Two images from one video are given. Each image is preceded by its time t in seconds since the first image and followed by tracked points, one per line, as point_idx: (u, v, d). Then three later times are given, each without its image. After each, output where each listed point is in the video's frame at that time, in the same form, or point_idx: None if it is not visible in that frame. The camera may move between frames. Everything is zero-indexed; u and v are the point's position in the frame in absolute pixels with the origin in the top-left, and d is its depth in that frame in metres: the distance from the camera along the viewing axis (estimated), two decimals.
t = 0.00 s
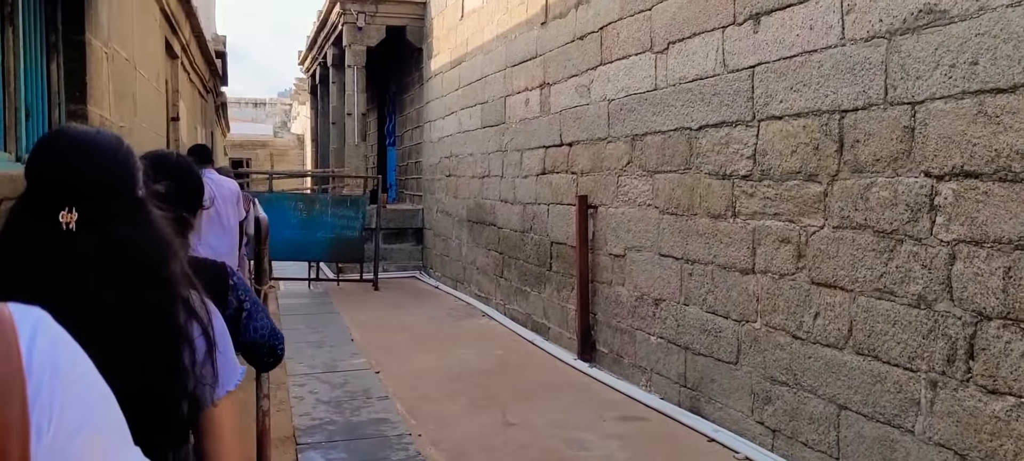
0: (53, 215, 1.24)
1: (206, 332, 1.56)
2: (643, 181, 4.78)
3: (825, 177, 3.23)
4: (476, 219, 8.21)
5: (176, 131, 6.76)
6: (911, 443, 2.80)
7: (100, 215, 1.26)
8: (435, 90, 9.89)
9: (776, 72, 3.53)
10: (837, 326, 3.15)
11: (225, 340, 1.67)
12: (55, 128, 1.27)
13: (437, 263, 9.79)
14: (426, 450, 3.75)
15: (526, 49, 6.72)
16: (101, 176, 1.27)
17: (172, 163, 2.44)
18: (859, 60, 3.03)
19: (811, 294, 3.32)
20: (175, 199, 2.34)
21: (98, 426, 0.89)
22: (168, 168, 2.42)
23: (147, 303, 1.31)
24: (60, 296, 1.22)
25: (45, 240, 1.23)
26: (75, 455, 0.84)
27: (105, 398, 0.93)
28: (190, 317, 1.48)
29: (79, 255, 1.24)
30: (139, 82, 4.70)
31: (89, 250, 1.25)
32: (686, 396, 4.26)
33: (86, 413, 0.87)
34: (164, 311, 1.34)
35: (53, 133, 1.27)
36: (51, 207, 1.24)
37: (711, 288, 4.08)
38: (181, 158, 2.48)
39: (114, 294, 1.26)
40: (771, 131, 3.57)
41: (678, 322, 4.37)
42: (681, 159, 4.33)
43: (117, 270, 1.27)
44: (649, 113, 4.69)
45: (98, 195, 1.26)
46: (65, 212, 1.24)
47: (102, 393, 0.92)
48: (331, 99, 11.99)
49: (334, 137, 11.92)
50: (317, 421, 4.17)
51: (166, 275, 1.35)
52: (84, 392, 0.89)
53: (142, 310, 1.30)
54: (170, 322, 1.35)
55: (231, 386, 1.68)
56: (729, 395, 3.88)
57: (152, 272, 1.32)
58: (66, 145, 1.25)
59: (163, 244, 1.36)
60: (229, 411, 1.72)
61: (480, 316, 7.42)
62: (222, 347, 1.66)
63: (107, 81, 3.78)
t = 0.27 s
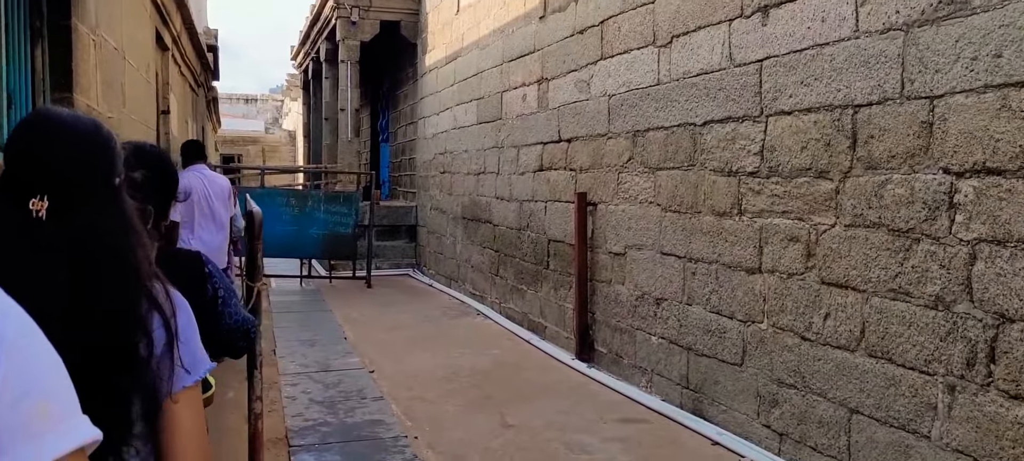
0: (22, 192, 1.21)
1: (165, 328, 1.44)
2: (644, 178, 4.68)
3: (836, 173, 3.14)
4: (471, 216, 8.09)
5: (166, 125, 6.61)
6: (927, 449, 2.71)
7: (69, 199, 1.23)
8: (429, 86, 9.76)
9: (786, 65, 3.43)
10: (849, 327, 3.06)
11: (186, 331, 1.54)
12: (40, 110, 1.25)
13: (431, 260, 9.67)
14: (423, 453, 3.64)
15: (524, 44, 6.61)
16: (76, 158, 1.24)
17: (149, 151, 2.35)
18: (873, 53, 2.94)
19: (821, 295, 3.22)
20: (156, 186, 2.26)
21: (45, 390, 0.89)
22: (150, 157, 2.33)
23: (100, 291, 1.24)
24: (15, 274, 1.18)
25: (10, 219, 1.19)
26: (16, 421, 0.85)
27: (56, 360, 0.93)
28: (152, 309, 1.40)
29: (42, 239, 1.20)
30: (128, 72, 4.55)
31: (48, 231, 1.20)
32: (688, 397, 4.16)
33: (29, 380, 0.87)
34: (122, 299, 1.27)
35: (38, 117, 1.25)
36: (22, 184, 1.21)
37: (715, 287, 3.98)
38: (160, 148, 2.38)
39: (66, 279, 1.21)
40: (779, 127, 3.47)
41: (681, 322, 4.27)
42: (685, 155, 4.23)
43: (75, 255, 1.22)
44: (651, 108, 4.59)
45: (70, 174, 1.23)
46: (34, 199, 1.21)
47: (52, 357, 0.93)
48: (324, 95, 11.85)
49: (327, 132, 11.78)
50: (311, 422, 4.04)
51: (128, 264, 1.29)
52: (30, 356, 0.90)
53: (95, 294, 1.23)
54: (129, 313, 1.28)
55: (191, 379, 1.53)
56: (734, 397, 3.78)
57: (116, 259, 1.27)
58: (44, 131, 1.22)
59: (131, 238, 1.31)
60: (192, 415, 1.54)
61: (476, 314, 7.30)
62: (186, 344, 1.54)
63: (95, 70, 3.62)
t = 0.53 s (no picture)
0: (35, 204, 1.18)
1: (177, 340, 1.31)
2: (642, 179, 4.58)
3: (846, 176, 3.05)
4: (461, 218, 7.97)
5: (150, 125, 6.41)
6: None
7: (82, 212, 1.20)
8: (418, 86, 9.62)
9: (792, 65, 3.34)
10: (859, 334, 2.97)
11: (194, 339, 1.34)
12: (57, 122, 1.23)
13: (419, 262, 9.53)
14: None
15: (516, 43, 6.49)
16: (92, 169, 1.21)
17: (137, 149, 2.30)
18: (885, 51, 2.85)
19: (829, 301, 3.13)
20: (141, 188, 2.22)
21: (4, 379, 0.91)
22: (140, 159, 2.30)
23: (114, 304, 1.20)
24: (22, 287, 1.13)
25: (23, 234, 1.16)
26: None
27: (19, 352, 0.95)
28: (167, 320, 1.30)
29: (53, 252, 1.16)
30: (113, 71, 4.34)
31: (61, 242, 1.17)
32: (688, 405, 4.07)
33: None
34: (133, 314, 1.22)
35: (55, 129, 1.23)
36: (35, 196, 1.18)
37: (716, 292, 3.89)
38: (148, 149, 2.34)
39: (77, 292, 1.17)
40: (785, 128, 3.38)
41: (680, 327, 4.17)
42: (685, 157, 4.13)
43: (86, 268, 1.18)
44: (650, 109, 4.48)
45: (85, 185, 1.20)
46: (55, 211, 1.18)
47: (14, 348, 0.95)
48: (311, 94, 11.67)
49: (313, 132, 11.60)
50: (301, 432, 3.90)
51: (138, 277, 1.25)
52: None
53: (105, 307, 1.18)
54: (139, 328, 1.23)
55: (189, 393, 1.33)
56: (736, 405, 3.69)
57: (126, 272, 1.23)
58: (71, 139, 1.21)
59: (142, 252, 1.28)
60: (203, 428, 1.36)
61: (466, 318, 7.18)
62: (202, 358, 1.35)
63: (80, 68, 3.40)
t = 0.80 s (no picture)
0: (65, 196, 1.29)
1: (207, 319, 1.47)
2: (649, 179, 4.47)
3: (867, 174, 2.95)
4: (461, 219, 7.85)
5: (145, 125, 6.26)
6: None
7: (110, 202, 1.31)
8: (416, 85, 9.51)
9: (808, 59, 3.23)
10: (883, 338, 2.87)
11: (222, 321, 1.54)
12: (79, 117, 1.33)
13: (417, 264, 9.41)
14: None
15: (517, 41, 6.38)
16: (112, 165, 1.30)
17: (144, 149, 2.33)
18: (910, 43, 2.74)
19: (850, 303, 3.03)
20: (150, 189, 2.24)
21: (42, 391, 0.83)
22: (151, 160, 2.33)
23: (148, 291, 1.32)
24: (68, 279, 1.25)
25: (58, 224, 1.27)
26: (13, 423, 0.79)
27: (53, 363, 0.87)
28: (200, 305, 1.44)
29: (89, 240, 1.28)
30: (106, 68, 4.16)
31: (93, 233, 1.28)
32: (699, 410, 3.96)
33: (27, 382, 0.81)
34: (166, 297, 1.35)
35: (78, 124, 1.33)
36: (66, 189, 1.29)
37: (728, 294, 3.78)
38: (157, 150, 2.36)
39: (115, 279, 1.28)
40: (801, 125, 3.27)
41: (691, 330, 4.06)
42: (695, 155, 4.02)
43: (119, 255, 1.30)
44: (657, 107, 4.37)
45: (110, 179, 1.30)
46: (84, 207, 1.29)
47: (48, 358, 0.87)
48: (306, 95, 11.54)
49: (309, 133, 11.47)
50: (302, 440, 3.78)
51: (169, 263, 1.36)
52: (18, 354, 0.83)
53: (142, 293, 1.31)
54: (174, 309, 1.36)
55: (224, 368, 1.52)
56: (750, 411, 3.59)
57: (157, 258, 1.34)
58: (85, 138, 1.30)
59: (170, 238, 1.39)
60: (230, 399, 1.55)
61: (467, 320, 7.07)
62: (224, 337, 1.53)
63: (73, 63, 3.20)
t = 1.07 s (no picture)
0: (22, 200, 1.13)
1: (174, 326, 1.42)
2: (663, 178, 4.34)
3: (896, 171, 2.83)
4: (466, 220, 7.73)
5: (144, 125, 6.13)
6: None
7: (75, 211, 1.16)
8: (419, 85, 9.39)
9: (832, 53, 3.11)
10: (914, 343, 2.74)
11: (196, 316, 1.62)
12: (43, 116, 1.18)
13: (421, 266, 9.29)
14: None
15: (523, 38, 6.26)
16: (86, 171, 1.17)
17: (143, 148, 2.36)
18: (943, 34, 2.62)
19: (878, 307, 2.90)
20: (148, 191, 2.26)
21: (108, 381, 1.01)
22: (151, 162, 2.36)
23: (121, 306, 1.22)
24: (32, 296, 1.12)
25: (12, 231, 1.12)
26: (85, 407, 0.97)
27: (116, 354, 1.05)
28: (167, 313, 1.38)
29: (51, 252, 1.14)
30: (104, 64, 4.03)
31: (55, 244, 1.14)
32: (716, 416, 3.83)
33: (93, 372, 0.98)
34: (133, 311, 1.25)
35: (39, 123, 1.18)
36: (22, 194, 1.14)
37: (747, 297, 3.65)
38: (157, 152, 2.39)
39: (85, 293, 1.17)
40: (825, 121, 3.14)
41: (707, 334, 3.93)
42: (711, 154, 3.89)
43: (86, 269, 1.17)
44: (671, 104, 4.24)
45: (85, 184, 1.17)
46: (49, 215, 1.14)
47: (111, 348, 1.05)
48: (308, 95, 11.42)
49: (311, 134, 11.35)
50: (306, 449, 3.65)
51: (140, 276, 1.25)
52: (93, 350, 1.01)
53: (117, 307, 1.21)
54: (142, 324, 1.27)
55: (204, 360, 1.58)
56: (770, 418, 3.46)
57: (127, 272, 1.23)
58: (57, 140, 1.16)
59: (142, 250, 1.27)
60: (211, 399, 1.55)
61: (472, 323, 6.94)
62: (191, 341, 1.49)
63: (69, 57, 3.05)
